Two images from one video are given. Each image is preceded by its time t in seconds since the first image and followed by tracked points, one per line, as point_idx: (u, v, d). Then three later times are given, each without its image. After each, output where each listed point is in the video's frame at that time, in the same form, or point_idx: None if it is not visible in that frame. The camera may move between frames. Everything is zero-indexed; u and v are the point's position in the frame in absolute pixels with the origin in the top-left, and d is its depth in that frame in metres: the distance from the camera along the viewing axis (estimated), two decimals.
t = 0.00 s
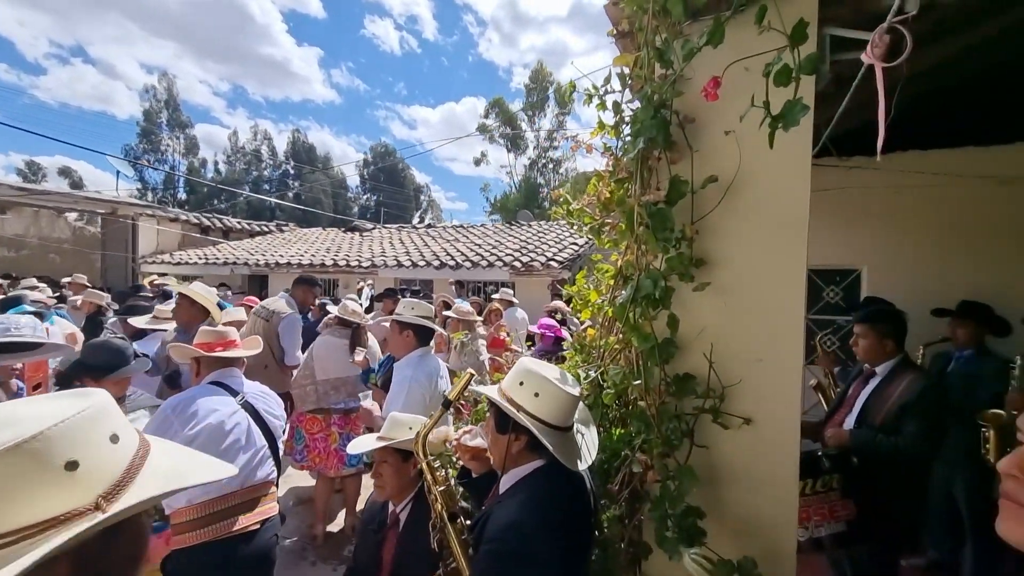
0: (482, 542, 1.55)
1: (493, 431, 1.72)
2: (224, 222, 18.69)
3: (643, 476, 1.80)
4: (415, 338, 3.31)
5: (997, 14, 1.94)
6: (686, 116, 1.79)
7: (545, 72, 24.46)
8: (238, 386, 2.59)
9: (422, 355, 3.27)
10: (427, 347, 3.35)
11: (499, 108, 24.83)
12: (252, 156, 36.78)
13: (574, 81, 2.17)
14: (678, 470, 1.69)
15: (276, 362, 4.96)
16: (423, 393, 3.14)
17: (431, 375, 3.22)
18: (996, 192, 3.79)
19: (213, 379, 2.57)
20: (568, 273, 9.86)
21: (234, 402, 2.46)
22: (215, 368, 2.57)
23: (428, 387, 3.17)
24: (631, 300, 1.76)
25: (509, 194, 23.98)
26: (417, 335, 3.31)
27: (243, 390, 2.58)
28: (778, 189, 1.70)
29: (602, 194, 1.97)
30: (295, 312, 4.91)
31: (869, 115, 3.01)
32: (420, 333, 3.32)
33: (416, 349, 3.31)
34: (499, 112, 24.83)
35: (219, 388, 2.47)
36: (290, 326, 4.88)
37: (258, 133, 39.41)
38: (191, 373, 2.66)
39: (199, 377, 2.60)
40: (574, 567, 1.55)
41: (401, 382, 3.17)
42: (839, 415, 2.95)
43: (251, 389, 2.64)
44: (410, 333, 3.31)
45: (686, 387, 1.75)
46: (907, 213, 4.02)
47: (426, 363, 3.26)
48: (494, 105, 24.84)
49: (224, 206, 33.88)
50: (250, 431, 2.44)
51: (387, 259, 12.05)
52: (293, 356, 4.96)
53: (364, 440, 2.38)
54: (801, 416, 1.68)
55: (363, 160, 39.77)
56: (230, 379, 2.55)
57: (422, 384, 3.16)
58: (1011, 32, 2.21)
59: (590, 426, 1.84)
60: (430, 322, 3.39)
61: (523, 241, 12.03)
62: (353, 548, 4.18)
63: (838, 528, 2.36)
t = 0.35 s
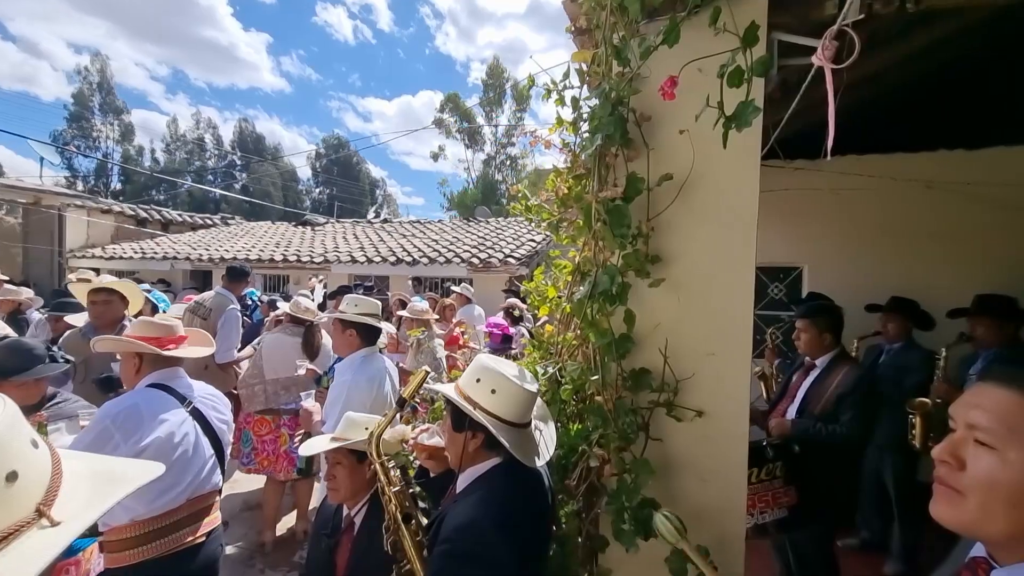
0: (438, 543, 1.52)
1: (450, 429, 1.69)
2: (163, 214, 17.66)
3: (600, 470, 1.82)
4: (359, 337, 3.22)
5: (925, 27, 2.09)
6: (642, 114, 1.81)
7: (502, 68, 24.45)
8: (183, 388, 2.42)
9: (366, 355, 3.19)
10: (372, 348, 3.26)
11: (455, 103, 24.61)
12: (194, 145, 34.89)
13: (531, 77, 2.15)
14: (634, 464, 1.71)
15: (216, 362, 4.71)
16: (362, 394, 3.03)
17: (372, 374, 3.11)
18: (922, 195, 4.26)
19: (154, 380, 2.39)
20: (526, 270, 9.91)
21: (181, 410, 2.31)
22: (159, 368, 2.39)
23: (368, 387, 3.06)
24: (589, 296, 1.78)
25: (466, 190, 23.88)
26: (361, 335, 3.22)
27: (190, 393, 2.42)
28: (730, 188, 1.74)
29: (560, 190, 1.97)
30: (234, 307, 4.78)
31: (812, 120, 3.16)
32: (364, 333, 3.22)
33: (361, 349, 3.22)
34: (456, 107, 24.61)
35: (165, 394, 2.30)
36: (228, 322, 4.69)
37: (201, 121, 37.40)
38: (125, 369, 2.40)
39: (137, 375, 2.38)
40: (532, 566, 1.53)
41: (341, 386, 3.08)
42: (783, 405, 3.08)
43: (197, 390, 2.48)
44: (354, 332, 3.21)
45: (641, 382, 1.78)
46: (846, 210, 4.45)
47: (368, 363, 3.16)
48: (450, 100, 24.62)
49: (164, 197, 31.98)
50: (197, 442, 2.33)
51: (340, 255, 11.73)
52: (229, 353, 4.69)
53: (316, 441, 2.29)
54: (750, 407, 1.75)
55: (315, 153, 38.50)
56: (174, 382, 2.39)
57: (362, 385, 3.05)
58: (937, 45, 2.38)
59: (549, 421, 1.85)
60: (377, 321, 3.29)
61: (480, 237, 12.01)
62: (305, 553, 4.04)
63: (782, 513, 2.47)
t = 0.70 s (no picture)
0: (374, 548, 1.47)
1: (385, 429, 1.64)
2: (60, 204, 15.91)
3: (540, 464, 1.83)
4: (265, 339, 2.86)
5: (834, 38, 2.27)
6: (580, 110, 1.83)
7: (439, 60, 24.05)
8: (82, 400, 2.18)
9: (275, 360, 2.83)
10: (284, 350, 2.90)
11: (390, 93, 23.94)
12: (96, 128, 31.67)
13: (468, 67, 2.11)
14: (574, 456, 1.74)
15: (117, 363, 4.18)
16: (270, 406, 2.69)
17: (282, 383, 2.75)
18: (830, 196, 4.65)
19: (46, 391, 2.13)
20: (465, 264, 9.85)
21: (80, 428, 2.09)
22: (51, 375, 2.13)
23: (277, 398, 2.71)
24: (529, 290, 1.78)
25: (403, 183, 23.33)
26: (266, 336, 2.85)
27: (91, 405, 2.19)
28: (664, 186, 1.79)
29: (500, 183, 1.95)
30: (134, 301, 4.34)
31: (735, 122, 3.35)
32: (272, 335, 2.86)
33: (269, 352, 2.85)
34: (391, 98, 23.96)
35: (59, 410, 2.06)
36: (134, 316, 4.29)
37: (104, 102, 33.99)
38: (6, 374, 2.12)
39: (23, 381, 2.11)
40: (472, 566, 1.50)
41: (245, 398, 2.71)
42: (709, 392, 3.25)
43: (101, 400, 2.24)
44: (260, 333, 2.85)
45: (580, 375, 1.80)
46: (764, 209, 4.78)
47: (276, 370, 2.80)
48: (385, 90, 23.92)
49: (61, 185, 28.82)
50: (99, 462, 2.14)
51: (267, 249, 11.10)
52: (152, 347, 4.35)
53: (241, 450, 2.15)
54: (682, 396, 1.82)
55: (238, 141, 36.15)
56: (72, 395, 2.15)
57: (270, 397, 2.70)
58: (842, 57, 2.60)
59: (489, 416, 1.83)
60: (286, 320, 2.91)
61: (418, 232, 11.78)
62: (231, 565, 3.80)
63: (710, 494, 2.61)
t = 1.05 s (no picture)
0: (299, 558, 1.39)
1: (309, 431, 1.55)
2: None
3: (475, 458, 1.81)
4: (160, 342, 2.56)
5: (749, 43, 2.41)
6: (513, 100, 1.81)
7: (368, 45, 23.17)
8: None
9: (173, 366, 2.56)
10: (184, 353, 2.63)
11: (315, 77, 22.75)
12: None
13: (397, 51, 2.02)
14: (509, 449, 1.73)
15: None
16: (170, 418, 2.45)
17: (182, 390, 2.52)
18: (745, 194, 4.97)
19: None
20: (398, 258, 9.61)
21: None
22: None
23: (178, 407, 2.49)
24: (462, 283, 1.74)
25: (330, 173, 22.31)
26: (162, 339, 2.56)
27: None
28: (595, 180, 1.82)
29: (432, 173, 1.90)
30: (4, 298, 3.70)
31: (661, 120, 3.49)
32: (168, 337, 2.56)
33: (167, 357, 2.58)
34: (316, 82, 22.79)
35: None
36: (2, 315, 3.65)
37: None
38: None
39: None
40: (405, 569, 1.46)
41: (138, 410, 2.44)
42: (638, 380, 3.38)
43: None
44: (154, 336, 2.55)
45: (515, 368, 1.80)
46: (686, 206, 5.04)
47: (174, 376, 2.54)
48: (310, 74, 22.71)
49: None
50: None
51: (176, 241, 10.22)
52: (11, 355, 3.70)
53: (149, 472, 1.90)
54: (613, 386, 1.86)
55: (142, 121, 32.93)
56: None
57: (168, 407, 2.46)
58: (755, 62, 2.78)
59: (422, 413, 1.79)
60: (185, 321, 2.61)
61: (346, 223, 11.32)
62: None
63: (640, 479, 2.71)
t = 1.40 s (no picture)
0: None
1: (227, 440, 1.44)
2: None
3: (410, 459, 1.76)
4: (42, 348, 2.28)
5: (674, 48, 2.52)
6: (447, 91, 1.77)
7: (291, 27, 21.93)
8: None
9: (61, 375, 2.28)
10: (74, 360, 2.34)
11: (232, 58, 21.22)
12: None
13: (321, 33, 1.91)
14: (445, 448, 1.70)
15: None
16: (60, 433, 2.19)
17: (75, 401, 2.25)
18: (669, 192, 5.22)
19: None
20: (325, 253, 9.20)
21: None
22: None
23: (69, 420, 2.23)
24: (395, 279, 1.68)
25: (249, 162, 20.92)
26: (44, 345, 2.27)
27: None
28: (530, 174, 1.82)
29: (361, 164, 1.81)
30: None
31: (593, 119, 3.56)
32: (51, 342, 2.28)
33: (53, 364, 2.30)
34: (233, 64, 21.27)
35: None
36: None
37: None
38: None
39: None
40: None
41: (17, 427, 2.15)
42: (571, 373, 3.46)
43: None
44: (34, 341, 2.27)
45: (451, 365, 1.76)
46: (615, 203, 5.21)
47: (63, 386, 2.27)
48: (225, 54, 21.13)
49: None
50: None
51: (68, 233, 9.16)
52: None
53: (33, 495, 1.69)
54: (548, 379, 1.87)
55: (23, 97, 29.16)
56: None
57: (56, 421, 2.20)
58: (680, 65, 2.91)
59: (352, 416, 1.71)
60: (73, 324, 2.33)
61: (268, 216, 10.68)
62: None
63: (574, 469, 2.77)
